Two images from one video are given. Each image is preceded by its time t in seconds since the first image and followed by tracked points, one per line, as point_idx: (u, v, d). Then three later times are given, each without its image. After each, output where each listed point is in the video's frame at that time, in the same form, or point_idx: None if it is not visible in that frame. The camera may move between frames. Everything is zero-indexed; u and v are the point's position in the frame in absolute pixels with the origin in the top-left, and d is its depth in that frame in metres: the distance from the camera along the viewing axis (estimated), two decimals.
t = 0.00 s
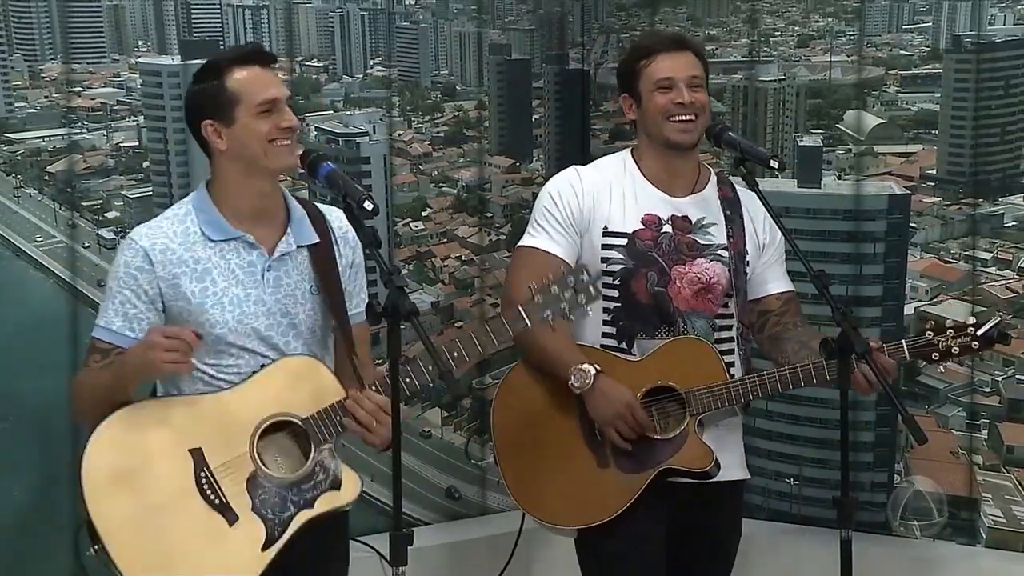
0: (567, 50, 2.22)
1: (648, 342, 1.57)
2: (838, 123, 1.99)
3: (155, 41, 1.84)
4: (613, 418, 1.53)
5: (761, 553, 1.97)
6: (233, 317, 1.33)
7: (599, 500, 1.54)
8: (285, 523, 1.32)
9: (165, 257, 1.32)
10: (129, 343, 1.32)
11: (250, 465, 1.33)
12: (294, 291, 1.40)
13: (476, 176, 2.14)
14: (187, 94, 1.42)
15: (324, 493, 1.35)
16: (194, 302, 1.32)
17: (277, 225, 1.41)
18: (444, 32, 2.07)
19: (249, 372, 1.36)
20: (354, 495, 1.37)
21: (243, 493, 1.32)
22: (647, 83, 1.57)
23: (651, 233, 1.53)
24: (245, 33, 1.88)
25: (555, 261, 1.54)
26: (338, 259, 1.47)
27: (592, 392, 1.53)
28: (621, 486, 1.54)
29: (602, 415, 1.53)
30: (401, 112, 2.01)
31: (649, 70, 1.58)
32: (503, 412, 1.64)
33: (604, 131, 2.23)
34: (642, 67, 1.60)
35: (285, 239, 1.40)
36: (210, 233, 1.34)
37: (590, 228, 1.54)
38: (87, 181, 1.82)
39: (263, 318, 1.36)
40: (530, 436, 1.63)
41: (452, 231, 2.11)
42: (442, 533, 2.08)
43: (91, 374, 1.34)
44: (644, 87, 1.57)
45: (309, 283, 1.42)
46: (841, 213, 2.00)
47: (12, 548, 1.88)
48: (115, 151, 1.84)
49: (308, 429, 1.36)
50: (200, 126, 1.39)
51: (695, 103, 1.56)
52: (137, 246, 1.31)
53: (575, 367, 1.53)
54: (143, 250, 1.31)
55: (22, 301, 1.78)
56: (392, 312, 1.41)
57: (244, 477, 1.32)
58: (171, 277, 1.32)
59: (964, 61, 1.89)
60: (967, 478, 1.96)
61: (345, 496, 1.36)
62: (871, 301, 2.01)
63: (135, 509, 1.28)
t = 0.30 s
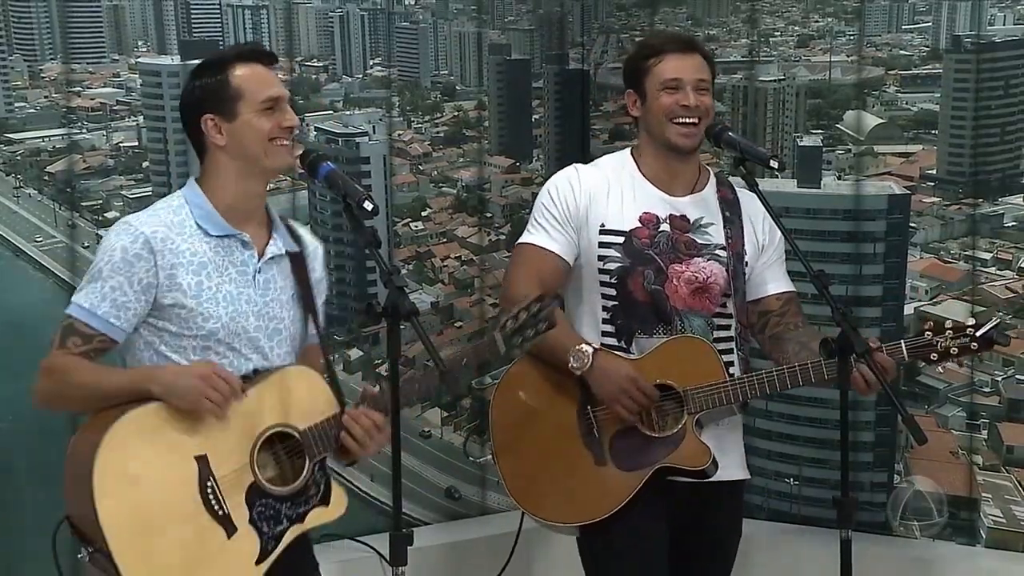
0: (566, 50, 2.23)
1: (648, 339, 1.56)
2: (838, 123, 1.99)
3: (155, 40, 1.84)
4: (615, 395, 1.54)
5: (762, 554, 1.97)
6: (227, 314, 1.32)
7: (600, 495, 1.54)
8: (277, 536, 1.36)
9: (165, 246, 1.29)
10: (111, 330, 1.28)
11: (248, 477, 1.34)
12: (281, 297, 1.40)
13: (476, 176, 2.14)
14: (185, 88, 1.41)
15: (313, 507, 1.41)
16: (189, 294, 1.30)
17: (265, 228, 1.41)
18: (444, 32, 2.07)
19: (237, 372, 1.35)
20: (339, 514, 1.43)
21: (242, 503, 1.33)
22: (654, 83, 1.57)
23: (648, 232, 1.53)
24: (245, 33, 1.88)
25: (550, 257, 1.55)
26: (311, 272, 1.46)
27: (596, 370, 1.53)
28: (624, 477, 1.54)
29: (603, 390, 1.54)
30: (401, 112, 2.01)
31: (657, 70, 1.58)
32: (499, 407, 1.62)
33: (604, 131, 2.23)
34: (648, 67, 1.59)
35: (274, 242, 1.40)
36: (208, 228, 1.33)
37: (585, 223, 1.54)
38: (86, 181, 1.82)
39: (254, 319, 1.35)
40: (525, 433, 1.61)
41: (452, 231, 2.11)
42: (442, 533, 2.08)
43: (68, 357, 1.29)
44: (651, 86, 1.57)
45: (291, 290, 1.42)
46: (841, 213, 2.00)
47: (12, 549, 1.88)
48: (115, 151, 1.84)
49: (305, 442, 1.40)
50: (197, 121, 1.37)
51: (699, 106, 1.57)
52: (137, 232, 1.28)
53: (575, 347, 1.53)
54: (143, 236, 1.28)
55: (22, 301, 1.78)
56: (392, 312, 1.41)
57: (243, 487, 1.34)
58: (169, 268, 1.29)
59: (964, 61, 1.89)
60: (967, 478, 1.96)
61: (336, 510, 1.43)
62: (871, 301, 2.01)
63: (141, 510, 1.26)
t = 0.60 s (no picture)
0: (566, 50, 2.22)
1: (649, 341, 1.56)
2: (838, 123, 1.98)
3: (154, 40, 1.84)
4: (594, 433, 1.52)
5: (760, 556, 1.98)
6: (238, 314, 1.33)
7: (596, 506, 1.54)
8: (278, 547, 1.38)
9: (187, 238, 1.29)
10: (130, 317, 1.25)
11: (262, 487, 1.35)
12: (278, 304, 1.41)
13: (475, 176, 2.14)
14: (192, 90, 1.41)
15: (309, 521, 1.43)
16: (205, 289, 1.30)
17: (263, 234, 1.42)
18: (444, 32, 2.06)
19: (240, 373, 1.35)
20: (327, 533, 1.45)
21: (253, 512, 1.34)
22: (661, 88, 1.56)
23: (650, 232, 1.53)
24: (245, 34, 1.88)
25: (553, 255, 1.54)
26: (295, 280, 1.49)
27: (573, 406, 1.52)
28: (616, 491, 1.53)
29: (578, 431, 1.52)
30: (401, 112, 2.01)
31: (663, 74, 1.58)
32: (498, 420, 1.63)
33: (603, 131, 2.22)
34: (655, 71, 1.58)
35: (274, 250, 1.43)
36: (222, 225, 1.33)
37: (590, 223, 1.54)
38: (86, 181, 1.82)
39: (258, 322, 1.36)
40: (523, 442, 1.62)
41: (452, 231, 2.11)
42: (442, 533, 2.08)
43: (91, 344, 1.24)
44: (657, 91, 1.56)
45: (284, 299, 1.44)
46: (840, 213, 2.00)
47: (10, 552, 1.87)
48: (114, 151, 1.84)
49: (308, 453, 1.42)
50: (203, 121, 1.37)
51: (703, 114, 1.57)
52: (161, 221, 1.27)
53: (557, 376, 1.52)
54: (167, 226, 1.28)
55: (21, 301, 1.78)
56: (392, 312, 1.41)
57: (255, 497, 1.34)
58: (190, 260, 1.29)
59: (964, 61, 1.90)
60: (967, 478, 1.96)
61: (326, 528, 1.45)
62: (871, 301, 2.00)
63: (170, 513, 1.25)
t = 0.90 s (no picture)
0: (560, 48, 2.21)
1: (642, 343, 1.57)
2: (831, 121, 1.99)
3: (147, 37, 1.85)
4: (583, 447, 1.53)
5: (755, 553, 1.98)
6: (237, 311, 1.33)
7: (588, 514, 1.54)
8: (291, 530, 1.36)
9: (187, 237, 1.29)
10: (135, 308, 1.23)
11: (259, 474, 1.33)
12: (276, 296, 1.41)
13: (470, 174, 2.13)
14: (189, 84, 1.41)
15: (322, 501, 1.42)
16: (205, 289, 1.30)
17: (258, 229, 1.42)
18: (439, 30, 2.05)
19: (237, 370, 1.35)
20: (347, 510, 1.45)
21: (256, 499, 1.32)
22: (662, 92, 1.56)
23: (651, 234, 1.54)
24: (238, 32, 1.89)
25: (550, 254, 1.54)
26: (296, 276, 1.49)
27: (565, 423, 1.53)
28: (607, 501, 1.53)
29: (569, 449, 1.53)
30: (395, 110, 2.01)
31: (662, 76, 1.58)
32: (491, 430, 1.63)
33: (597, 128, 2.23)
34: (654, 74, 1.58)
35: (271, 241, 1.42)
36: (217, 222, 1.33)
37: (590, 223, 1.54)
38: (79, 179, 1.83)
39: (256, 317, 1.37)
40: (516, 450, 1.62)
41: (446, 229, 2.11)
42: (437, 530, 2.08)
43: (86, 326, 1.20)
44: (655, 95, 1.56)
45: (282, 291, 1.43)
46: (834, 211, 2.00)
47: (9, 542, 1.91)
48: (107, 149, 1.85)
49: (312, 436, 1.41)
50: (201, 117, 1.37)
51: (702, 117, 1.57)
52: (161, 221, 1.27)
53: (547, 394, 1.54)
54: (167, 226, 1.27)
55: (16, 297, 1.80)
56: (385, 310, 1.42)
57: (255, 481, 1.33)
58: (190, 259, 1.29)
59: (957, 59, 1.90)
60: (960, 474, 1.96)
61: (342, 507, 1.45)
62: (865, 299, 2.01)
63: (162, 510, 1.22)
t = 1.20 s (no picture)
0: (550, 48, 2.23)
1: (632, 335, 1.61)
2: (816, 119, 2.03)
3: (144, 36, 1.89)
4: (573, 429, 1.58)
5: (742, 543, 2.01)
6: (243, 311, 1.41)
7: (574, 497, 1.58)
8: (290, 516, 1.44)
9: (187, 245, 1.37)
10: (146, 326, 1.34)
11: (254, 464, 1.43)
12: (287, 289, 1.48)
13: (461, 171, 2.16)
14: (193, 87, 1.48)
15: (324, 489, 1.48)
16: (207, 293, 1.38)
17: (269, 225, 1.49)
18: (430, 29, 2.08)
19: (246, 367, 1.44)
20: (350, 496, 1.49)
21: (249, 490, 1.42)
22: (643, 90, 1.61)
23: (633, 231, 1.58)
24: (233, 30, 1.93)
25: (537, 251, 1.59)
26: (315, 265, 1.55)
27: (557, 402, 1.58)
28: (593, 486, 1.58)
29: (559, 428, 1.58)
30: (387, 108, 2.05)
31: (645, 75, 1.62)
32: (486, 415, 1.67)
33: (587, 127, 2.23)
34: (636, 72, 1.63)
35: (280, 238, 1.49)
36: (219, 223, 1.41)
37: (577, 219, 1.59)
38: (76, 176, 1.87)
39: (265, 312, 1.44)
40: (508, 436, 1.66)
41: (438, 225, 2.14)
42: (429, 521, 2.11)
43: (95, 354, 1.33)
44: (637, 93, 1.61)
45: (296, 287, 1.50)
46: (819, 207, 2.04)
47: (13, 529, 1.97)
48: (104, 147, 1.90)
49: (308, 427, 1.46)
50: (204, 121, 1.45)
51: (684, 113, 1.61)
52: (160, 232, 1.35)
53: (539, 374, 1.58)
54: (166, 236, 1.35)
55: (14, 293, 1.84)
56: (378, 305, 1.45)
57: (247, 473, 1.43)
58: (194, 264, 1.37)
59: (940, 59, 1.94)
60: (942, 467, 2.00)
61: (346, 492, 1.50)
62: (848, 294, 2.05)
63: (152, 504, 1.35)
